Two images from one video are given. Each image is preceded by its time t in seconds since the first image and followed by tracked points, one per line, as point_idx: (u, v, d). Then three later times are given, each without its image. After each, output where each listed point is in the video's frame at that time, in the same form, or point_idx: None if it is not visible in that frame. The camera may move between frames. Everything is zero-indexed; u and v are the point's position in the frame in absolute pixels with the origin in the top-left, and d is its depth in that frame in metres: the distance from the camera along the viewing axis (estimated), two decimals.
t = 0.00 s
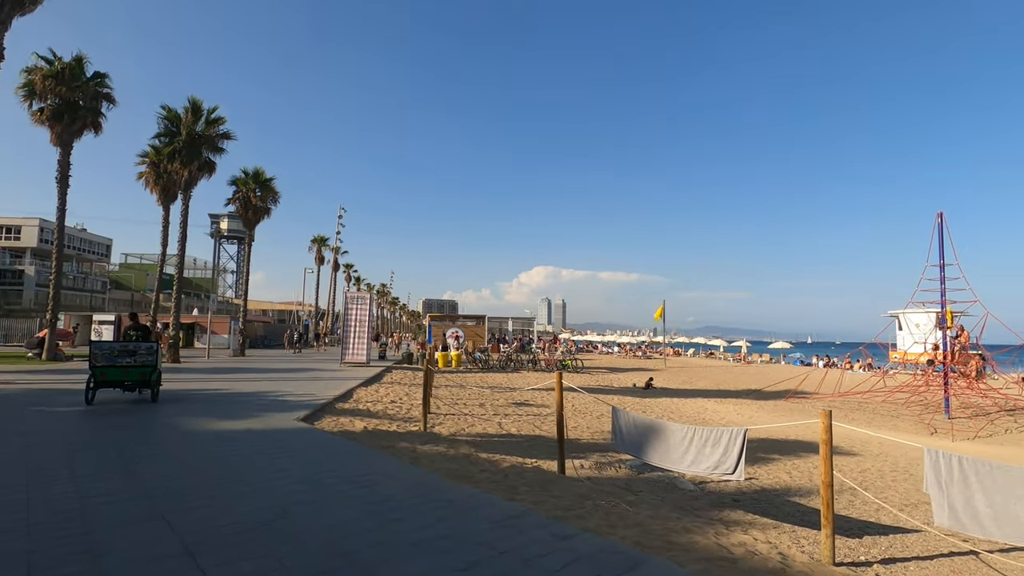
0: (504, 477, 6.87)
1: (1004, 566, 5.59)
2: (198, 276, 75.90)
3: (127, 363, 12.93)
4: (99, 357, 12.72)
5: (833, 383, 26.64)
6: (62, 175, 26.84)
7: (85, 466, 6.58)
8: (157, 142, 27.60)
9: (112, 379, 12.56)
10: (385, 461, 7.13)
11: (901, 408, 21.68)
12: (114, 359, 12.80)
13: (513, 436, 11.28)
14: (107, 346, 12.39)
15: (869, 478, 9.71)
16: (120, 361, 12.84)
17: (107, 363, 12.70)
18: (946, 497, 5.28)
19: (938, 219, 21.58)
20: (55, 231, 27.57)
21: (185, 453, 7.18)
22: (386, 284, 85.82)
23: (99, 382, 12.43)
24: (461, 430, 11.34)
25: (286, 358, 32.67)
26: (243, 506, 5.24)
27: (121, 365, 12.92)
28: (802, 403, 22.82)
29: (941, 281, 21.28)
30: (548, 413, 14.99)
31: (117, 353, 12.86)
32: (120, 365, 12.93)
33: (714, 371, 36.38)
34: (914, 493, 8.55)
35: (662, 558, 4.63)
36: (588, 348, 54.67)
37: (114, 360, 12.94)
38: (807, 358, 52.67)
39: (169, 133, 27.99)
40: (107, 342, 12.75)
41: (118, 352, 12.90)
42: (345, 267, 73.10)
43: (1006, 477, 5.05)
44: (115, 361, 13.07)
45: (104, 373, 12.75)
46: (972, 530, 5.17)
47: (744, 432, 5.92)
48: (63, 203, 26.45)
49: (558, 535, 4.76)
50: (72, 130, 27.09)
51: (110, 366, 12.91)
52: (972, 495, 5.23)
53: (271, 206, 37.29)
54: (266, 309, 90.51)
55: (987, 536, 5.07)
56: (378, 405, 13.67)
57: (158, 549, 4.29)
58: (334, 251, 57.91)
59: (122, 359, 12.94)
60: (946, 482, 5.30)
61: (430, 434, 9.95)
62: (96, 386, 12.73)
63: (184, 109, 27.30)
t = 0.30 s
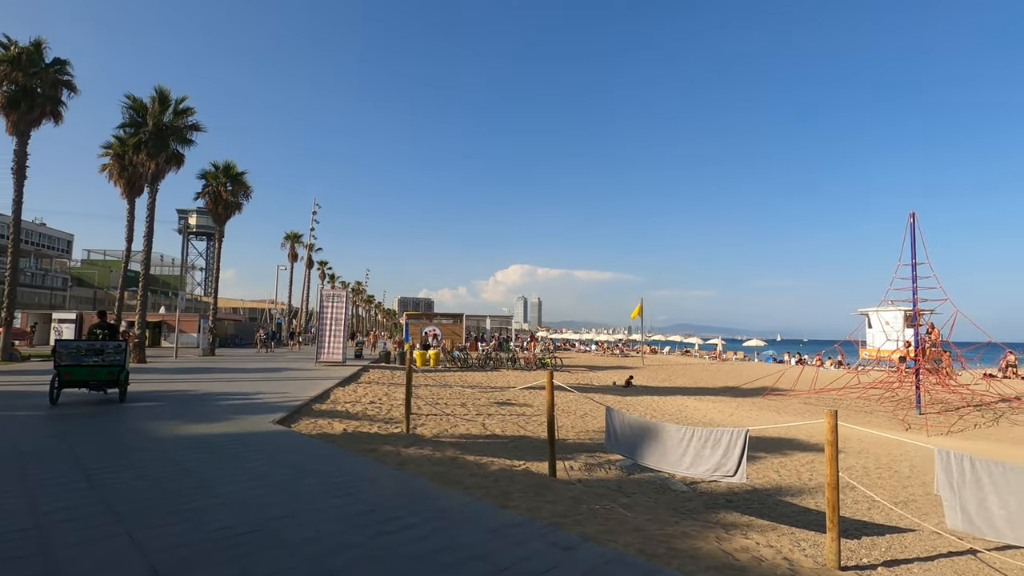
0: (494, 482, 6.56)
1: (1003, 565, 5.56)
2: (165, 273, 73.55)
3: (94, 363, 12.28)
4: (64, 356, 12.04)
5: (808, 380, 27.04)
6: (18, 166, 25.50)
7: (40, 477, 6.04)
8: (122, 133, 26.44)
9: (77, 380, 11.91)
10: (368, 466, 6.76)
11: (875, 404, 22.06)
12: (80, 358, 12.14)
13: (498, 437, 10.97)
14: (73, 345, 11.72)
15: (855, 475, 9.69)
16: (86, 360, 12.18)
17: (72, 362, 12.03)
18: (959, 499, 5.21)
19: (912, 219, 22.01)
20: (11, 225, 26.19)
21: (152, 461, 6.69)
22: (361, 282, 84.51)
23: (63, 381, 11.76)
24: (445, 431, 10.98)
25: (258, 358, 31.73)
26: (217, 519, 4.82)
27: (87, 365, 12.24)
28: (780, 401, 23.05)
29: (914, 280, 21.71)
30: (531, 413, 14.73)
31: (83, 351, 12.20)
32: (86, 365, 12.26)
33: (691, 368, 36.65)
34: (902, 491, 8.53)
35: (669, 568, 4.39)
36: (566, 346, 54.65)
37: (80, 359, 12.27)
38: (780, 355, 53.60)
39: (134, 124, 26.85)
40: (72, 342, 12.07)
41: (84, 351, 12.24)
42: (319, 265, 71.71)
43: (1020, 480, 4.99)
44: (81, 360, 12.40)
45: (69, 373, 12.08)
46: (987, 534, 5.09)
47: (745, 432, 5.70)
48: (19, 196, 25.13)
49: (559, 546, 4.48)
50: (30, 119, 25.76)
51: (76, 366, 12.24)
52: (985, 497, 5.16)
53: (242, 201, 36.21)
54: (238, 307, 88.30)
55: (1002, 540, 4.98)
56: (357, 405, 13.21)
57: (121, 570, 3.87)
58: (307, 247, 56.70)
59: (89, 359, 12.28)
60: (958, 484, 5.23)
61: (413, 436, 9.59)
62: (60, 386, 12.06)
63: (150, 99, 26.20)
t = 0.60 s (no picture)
0: (511, 492, 6.23)
1: None
2: (159, 271, 72.83)
3: (91, 362, 11.93)
4: (60, 355, 11.69)
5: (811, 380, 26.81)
6: (9, 161, 24.96)
7: (27, 490, 5.65)
8: (115, 128, 25.92)
9: (74, 379, 11.55)
10: (377, 474, 6.42)
11: (880, 405, 21.83)
12: (77, 358, 11.80)
13: (505, 441, 10.63)
14: (69, 344, 11.38)
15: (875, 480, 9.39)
16: (83, 359, 11.83)
17: (69, 362, 11.69)
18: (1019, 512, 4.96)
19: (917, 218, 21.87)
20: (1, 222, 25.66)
21: (148, 470, 6.31)
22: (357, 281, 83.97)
23: (59, 381, 11.42)
24: (451, 435, 10.62)
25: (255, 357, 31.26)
26: (219, 537, 4.47)
27: (84, 365, 11.87)
28: (784, 401, 22.81)
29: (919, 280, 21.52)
30: (536, 414, 14.39)
31: (80, 351, 11.87)
32: (83, 364, 11.92)
33: (692, 368, 36.41)
34: (926, 497, 8.24)
35: None
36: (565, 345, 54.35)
37: (77, 358, 11.93)
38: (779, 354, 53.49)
39: (128, 119, 26.33)
40: (69, 341, 11.73)
41: (81, 350, 11.90)
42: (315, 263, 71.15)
43: None
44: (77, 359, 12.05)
45: (66, 372, 11.73)
46: None
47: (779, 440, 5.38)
48: (10, 192, 24.62)
49: (591, 565, 4.16)
50: (20, 114, 25.19)
51: (73, 365, 11.90)
52: None
53: (238, 198, 35.73)
54: (232, 306, 87.52)
55: None
56: (358, 407, 12.85)
57: None
58: (304, 245, 56.16)
59: (85, 358, 11.93)
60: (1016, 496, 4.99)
61: (419, 440, 9.23)
62: (55, 386, 11.69)
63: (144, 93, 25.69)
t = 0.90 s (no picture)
0: (537, 498, 5.97)
1: None
2: (160, 271, 72.62)
3: (99, 361, 11.74)
4: (69, 355, 11.59)
5: (821, 380, 26.49)
6: (11, 159, 24.70)
7: (31, 499, 5.37)
8: (117, 126, 25.65)
9: (82, 379, 11.36)
10: (396, 480, 6.12)
11: (893, 406, 21.53)
12: (85, 357, 11.63)
13: (522, 443, 10.33)
14: (78, 343, 11.18)
15: (906, 484, 9.07)
16: (92, 358, 11.65)
17: (77, 361, 11.51)
18: None
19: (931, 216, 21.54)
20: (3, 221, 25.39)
21: (157, 477, 6.03)
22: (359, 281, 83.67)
23: (67, 380, 11.25)
24: (465, 437, 10.33)
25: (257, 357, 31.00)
26: (237, 550, 4.20)
27: (92, 364, 11.75)
28: (795, 401, 22.50)
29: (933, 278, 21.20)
30: (549, 415, 14.11)
31: (88, 350, 11.69)
32: (91, 364, 11.74)
33: (699, 367, 36.09)
34: (965, 504, 7.90)
35: None
36: (568, 345, 54.04)
37: (85, 357, 11.76)
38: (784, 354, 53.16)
39: (130, 116, 26.05)
40: (78, 340, 11.63)
41: (90, 350, 11.72)
42: (317, 263, 70.92)
43: None
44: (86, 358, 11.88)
45: (74, 372, 11.56)
46: None
47: (827, 446, 5.07)
48: (12, 190, 24.35)
49: None
50: (22, 111, 24.91)
51: (81, 364, 11.73)
52: None
53: (240, 197, 35.45)
54: (234, 306, 87.26)
55: None
56: (368, 408, 12.56)
57: None
58: (306, 244, 55.89)
59: (94, 357, 11.76)
60: None
61: (434, 443, 8.94)
62: (64, 385, 11.53)
63: (146, 91, 25.42)
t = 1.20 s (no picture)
0: (567, 508, 5.66)
1: None
2: (164, 271, 72.48)
3: (107, 361, 11.70)
4: (78, 354, 11.59)
5: (833, 380, 26.12)
6: (14, 157, 24.46)
7: (36, 509, 5.08)
8: (121, 123, 25.40)
9: (90, 378, 11.33)
10: (418, 489, 5.80)
11: (909, 407, 21.14)
12: (93, 356, 11.60)
13: (539, 447, 10.02)
14: (86, 343, 11.14)
15: (942, 490, 8.71)
16: (100, 358, 11.62)
17: (85, 361, 11.50)
18: None
19: (948, 214, 21.19)
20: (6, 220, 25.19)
21: (165, 486, 5.72)
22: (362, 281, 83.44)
23: (76, 378, 11.24)
24: (480, 441, 10.02)
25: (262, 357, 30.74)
26: (256, 567, 3.89)
27: (101, 364, 11.74)
28: (808, 402, 22.15)
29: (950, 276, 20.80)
30: (562, 417, 13.82)
31: (96, 350, 11.68)
32: (99, 363, 11.72)
33: (707, 368, 35.73)
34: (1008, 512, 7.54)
35: None
36: (573, 345, 53.70)
37: (93, 357, 11.75)
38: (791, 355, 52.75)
39: (134, 114, 25.80)
40: (86, 340, 11.64)
41: (98, 349, 11.71)
42: (321, 263, 70.72)
43: None
44: (94, 358, 11.86)
45: (82, 371, 11.54)
46: None
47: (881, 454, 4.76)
48: (15, 189, 24.14)
49: None
50: (25, 109, 24.66)
51: (89, 363, 11.72)
52: None
53: (244, 195, 35.20)
54: (237, 306, 87.08)
55: None
56: (379, 410, 12.25)
57: None
58: (310, 244, 55.65)
59: (101, 356, 11.73)
60: None
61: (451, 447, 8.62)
62: (72, 384, 11.54)
63: (150, 88, 25.16)
